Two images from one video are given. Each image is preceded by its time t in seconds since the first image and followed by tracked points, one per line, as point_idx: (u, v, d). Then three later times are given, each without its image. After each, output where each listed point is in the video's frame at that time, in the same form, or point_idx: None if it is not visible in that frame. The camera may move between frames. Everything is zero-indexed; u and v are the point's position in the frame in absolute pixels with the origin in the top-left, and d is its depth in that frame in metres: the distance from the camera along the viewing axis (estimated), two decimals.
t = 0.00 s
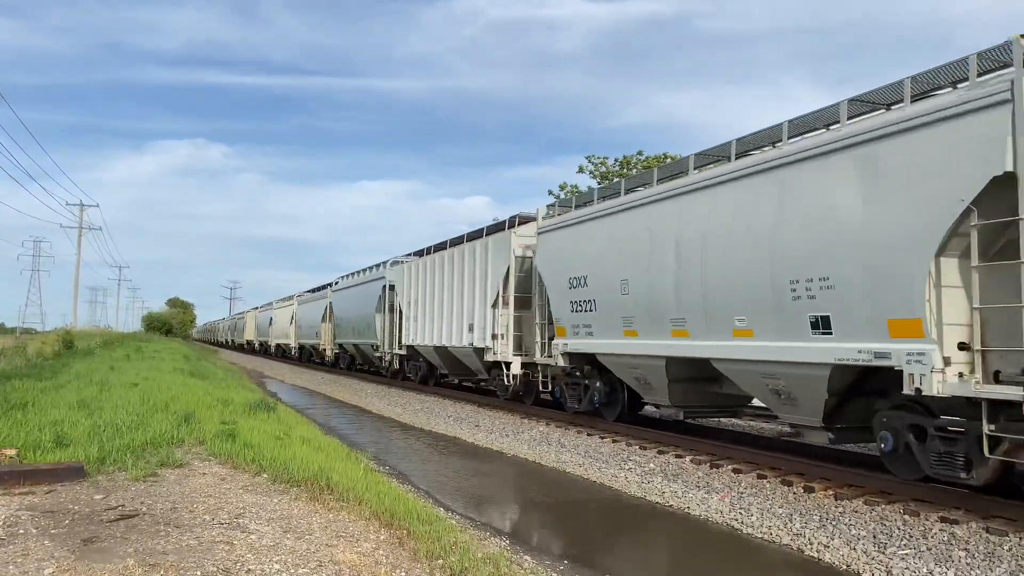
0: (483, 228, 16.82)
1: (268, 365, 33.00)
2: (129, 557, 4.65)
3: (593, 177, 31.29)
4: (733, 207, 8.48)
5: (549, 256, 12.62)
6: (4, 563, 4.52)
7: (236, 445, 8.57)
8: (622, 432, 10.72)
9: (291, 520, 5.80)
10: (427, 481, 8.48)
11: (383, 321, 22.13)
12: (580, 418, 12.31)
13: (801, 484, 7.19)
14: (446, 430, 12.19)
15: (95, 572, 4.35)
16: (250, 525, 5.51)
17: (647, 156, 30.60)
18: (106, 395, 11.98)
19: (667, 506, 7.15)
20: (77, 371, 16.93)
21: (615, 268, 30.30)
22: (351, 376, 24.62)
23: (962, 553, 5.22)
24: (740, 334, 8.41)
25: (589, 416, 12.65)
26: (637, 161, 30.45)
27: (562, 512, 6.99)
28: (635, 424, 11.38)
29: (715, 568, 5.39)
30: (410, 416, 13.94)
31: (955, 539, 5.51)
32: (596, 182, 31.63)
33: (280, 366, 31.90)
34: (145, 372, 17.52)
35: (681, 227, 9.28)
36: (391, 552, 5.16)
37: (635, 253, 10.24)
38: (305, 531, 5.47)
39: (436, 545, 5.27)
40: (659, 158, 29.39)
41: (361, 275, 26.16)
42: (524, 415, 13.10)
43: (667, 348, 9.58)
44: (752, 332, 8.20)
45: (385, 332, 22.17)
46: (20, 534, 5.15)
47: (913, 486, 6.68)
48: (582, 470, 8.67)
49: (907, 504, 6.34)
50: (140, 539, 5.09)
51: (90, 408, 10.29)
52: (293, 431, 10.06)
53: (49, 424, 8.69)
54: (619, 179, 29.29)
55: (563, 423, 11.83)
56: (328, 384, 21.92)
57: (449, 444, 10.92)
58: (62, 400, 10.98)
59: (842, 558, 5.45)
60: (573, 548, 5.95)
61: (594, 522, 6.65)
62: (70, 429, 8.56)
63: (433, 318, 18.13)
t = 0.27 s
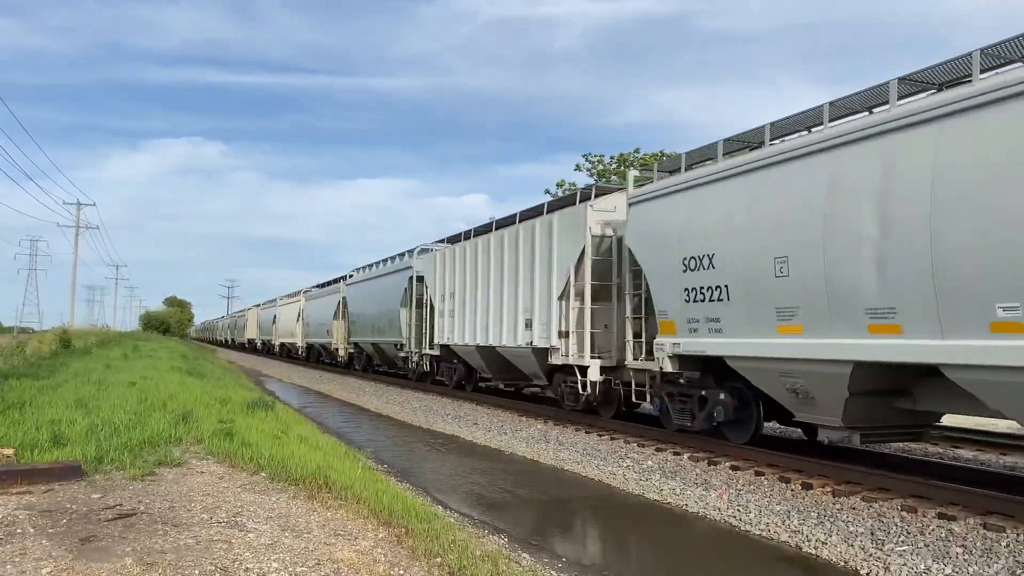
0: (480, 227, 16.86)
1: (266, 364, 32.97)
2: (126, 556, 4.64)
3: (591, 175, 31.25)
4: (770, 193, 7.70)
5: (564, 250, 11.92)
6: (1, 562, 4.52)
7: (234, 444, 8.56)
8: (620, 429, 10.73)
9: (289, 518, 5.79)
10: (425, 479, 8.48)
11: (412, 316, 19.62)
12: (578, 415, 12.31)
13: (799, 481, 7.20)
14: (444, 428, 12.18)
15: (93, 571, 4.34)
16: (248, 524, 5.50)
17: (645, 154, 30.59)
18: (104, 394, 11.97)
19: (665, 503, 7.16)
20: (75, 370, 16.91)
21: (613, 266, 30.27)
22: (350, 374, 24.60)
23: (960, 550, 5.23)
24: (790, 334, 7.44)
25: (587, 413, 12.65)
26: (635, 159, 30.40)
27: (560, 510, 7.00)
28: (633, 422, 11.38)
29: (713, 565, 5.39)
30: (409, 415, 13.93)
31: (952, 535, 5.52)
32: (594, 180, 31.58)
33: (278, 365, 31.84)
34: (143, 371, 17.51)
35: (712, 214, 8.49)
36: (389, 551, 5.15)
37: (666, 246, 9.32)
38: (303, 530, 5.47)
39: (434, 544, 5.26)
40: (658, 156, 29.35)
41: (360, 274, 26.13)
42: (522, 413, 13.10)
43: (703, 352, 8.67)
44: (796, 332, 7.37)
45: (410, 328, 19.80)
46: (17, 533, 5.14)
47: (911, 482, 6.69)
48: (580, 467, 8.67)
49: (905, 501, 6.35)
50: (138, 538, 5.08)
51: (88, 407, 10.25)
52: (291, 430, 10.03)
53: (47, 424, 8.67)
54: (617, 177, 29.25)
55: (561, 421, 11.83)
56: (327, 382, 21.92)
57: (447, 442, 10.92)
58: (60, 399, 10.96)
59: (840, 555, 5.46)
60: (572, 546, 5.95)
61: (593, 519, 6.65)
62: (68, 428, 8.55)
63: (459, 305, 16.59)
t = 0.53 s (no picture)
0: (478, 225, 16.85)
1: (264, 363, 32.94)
2: (126, 555, 4.64)
3: (588, 173, 31.22)
4: (795, 183, 7.52)
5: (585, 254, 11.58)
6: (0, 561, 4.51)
7: (233, 442, 8.56)
8: (619, 427, 10.74)
9: (288, 516, 5.79)
10: (423, 477, 8.48)
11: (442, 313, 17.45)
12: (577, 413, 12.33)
13: (797, 478, 7.21)
14: (443, 426, 12.18)
15: (92, 570, 4.34)
16: (247, 522, 5.50)
17: (644, 153, 30.57)
18: (102, 393, 11.95)
19: (664, 501, 7.16)
20: (73, 369, 16.90)
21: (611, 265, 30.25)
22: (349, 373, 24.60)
23: (958, 546, 5.25)
24: (850, 325, 6.80)
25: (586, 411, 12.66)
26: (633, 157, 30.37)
27: (560, 507, 7.00)
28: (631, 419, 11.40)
29: (713, 563, 5.40)
30: (407, 413, 13.93)
31: (951, 532, 5.54)
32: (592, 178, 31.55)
33: (277, 363, 31.82)
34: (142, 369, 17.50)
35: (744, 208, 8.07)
36: (388, 549, 5.15)
37: (689, 248, 9.11)
38: (302, 528, 5.47)
39: (433, 541, 5.27)
40: (656, 155, 29.31)
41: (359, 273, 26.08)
42: (520, 411, 13.11)
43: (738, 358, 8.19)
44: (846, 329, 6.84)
45: (440, 325, 17.42)
46: (16, 532, 5.13)
47: (909, 479, 6.71)
48: (579, 465, 8.68)
49: (903, 498, 6.36)
50: (137, 537, 5.07)
51: (86, 406, 10.24)
52: (290, 428, 10.03)
53: (45, 423, 8.66)
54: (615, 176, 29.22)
55: (560, 419, 11.85)
56: (325, 381, 21.90)
57: (446, 440, 10.92)
58: (58, 398, 10.94)
59: (838, 552, 5.47)
60: (571, 543, 5.96)
61: (592, 517, 6.65)
62: (66, 427, 8.53)
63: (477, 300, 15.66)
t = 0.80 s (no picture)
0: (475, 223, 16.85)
1: (263, 360, 32.93)
2: (124, 553, 4.63)
3: (587, 171, 31.18)
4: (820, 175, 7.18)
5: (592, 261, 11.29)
6: None
7: (231, 440, 8.54)
8: (618, 425, 10.73)
9: (287, 514, 5.78)
10: (423, 475, 8.47)
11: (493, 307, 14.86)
12: (576, 411, 12.33)
13: (797, 475, 7.20)
14: (443, 423, 12.17)
15: (91, 568, 4.33)
16: (246, 520, 5.49)
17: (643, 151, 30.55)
18: (101, 391, 11.93)
19: (663, 498, 7.16)
20: (73, 367, 16.89)
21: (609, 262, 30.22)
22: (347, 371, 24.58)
23: (957, 544, 5.25)
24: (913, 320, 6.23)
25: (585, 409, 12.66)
26: (631, 155, 30.31)
27: (560, 505, 6.99)
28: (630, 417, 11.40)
29: (713, 561, 5.38)
30: (406, 411, 13.92)
31: (950, 529, 5.54)
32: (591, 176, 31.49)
33: (275, 361, 31.78)
34: (141, 367, 17.49)
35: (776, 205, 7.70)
36: (387, 546, 5.15)
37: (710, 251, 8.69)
38: (301, 526, 5.46)
39: (432, 539, 5.26)
40: (654, 153, 29.27)
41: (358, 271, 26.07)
42: (520, 409, 13.11)
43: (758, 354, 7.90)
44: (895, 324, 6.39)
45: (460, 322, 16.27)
46: (15, 530, 5.12)
47: (908, 476, 6.71)
48: (578, 463, 8.67)
49: (902, 495, 6.36)
50: (136, 535, 5.06)
51: (84, 404, 10.22)
52: (288, 426, 10.02)
53: (44, 421, 8.64)
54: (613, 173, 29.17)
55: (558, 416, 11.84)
56: (324, 378, 21.90)
57: (445, 438, 10.91)
58: (56, 396, 10.92)
59: (838, 549, 5.47)
60: (571, 541, 5.95)
61: (592, 515, 6.63)
62: (64, 425, 8.51)
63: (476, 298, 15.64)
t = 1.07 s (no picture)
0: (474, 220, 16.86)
1: (263, 358, 32.96)
2: (123, 551, 4.63)
3: (587, 169, 31.16)
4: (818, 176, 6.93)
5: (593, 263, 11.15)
6: None
7: (231, 438, 8.55)
8: (617, 423, 10.73)
9: (287, 512, 5.78)
10: (422, 472, 8.48)
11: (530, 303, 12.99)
12: (576, 409, 12.34)
13: (795, 474, 7.20)
14: (442, 421, 12.18)
15: (89, 565, 4.33)
16: (245, 518, 5.49)
17: (643, 150, 30.55)
18: (101, 388, 11.95)
19: (662, 497, 7.16)
20: (72, 365, 16.90)
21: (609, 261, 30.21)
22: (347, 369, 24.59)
23: (956, 542, 5.24)
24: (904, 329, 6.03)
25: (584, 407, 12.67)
26: (631, 153, 30.28)
27: (559, 503, 6.98)
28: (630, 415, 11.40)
29: (712, 559, 5.38)
30: (406, 408, 13.93)
31: (949, 528, 5.54)
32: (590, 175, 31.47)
33: (274, 360, 31.76)
34: (141, 365, 17.49)
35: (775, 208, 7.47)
36: (387, 544, 5.15)
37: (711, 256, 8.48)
38: (300, 524, 5.46)
39: (431, 537, 5.27)
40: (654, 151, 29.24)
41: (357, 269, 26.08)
42: (519, 406, 13.12)
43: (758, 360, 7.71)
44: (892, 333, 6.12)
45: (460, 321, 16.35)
46: (14, 528, 5.12)
47: (907, 475, 6.70)
48: (577, 461, 8.68)
49: (901, 494, 6.36)
50: (135, 532, 5.06)
51: (84, 402, 10.21)
52: (287, 424, 10.01)
53: (44, 418, 8.65)
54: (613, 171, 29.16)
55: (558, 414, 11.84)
56: (324, 376, 21.91)
57: (445, 436, 10.91)
58: (56, 393, 10.93)
59: (837, 548, 5.46)
60: (569, 539, 5.94)
61: (592, 513, 6.63)
62: (64, 422, 8.52)
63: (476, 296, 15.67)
